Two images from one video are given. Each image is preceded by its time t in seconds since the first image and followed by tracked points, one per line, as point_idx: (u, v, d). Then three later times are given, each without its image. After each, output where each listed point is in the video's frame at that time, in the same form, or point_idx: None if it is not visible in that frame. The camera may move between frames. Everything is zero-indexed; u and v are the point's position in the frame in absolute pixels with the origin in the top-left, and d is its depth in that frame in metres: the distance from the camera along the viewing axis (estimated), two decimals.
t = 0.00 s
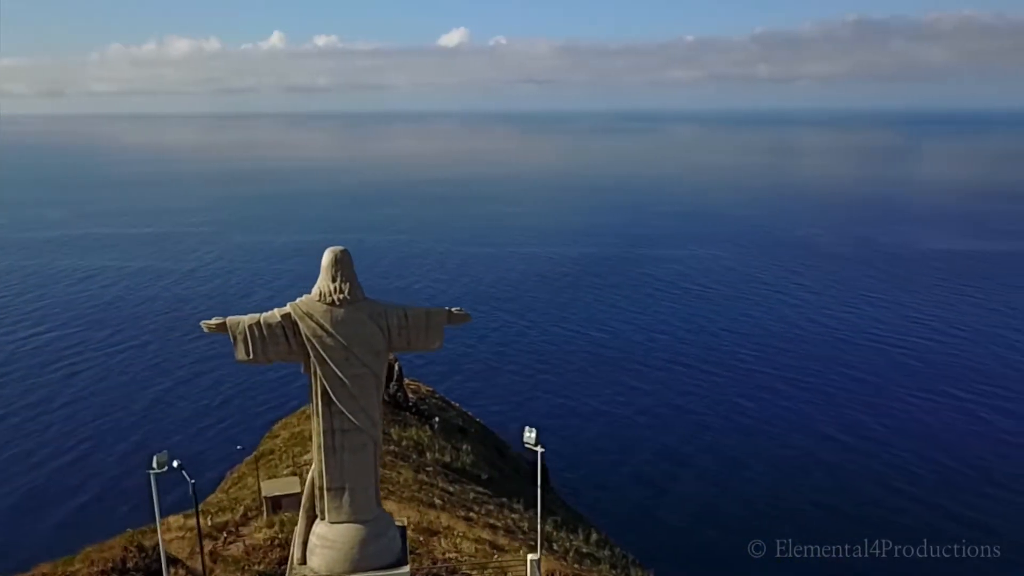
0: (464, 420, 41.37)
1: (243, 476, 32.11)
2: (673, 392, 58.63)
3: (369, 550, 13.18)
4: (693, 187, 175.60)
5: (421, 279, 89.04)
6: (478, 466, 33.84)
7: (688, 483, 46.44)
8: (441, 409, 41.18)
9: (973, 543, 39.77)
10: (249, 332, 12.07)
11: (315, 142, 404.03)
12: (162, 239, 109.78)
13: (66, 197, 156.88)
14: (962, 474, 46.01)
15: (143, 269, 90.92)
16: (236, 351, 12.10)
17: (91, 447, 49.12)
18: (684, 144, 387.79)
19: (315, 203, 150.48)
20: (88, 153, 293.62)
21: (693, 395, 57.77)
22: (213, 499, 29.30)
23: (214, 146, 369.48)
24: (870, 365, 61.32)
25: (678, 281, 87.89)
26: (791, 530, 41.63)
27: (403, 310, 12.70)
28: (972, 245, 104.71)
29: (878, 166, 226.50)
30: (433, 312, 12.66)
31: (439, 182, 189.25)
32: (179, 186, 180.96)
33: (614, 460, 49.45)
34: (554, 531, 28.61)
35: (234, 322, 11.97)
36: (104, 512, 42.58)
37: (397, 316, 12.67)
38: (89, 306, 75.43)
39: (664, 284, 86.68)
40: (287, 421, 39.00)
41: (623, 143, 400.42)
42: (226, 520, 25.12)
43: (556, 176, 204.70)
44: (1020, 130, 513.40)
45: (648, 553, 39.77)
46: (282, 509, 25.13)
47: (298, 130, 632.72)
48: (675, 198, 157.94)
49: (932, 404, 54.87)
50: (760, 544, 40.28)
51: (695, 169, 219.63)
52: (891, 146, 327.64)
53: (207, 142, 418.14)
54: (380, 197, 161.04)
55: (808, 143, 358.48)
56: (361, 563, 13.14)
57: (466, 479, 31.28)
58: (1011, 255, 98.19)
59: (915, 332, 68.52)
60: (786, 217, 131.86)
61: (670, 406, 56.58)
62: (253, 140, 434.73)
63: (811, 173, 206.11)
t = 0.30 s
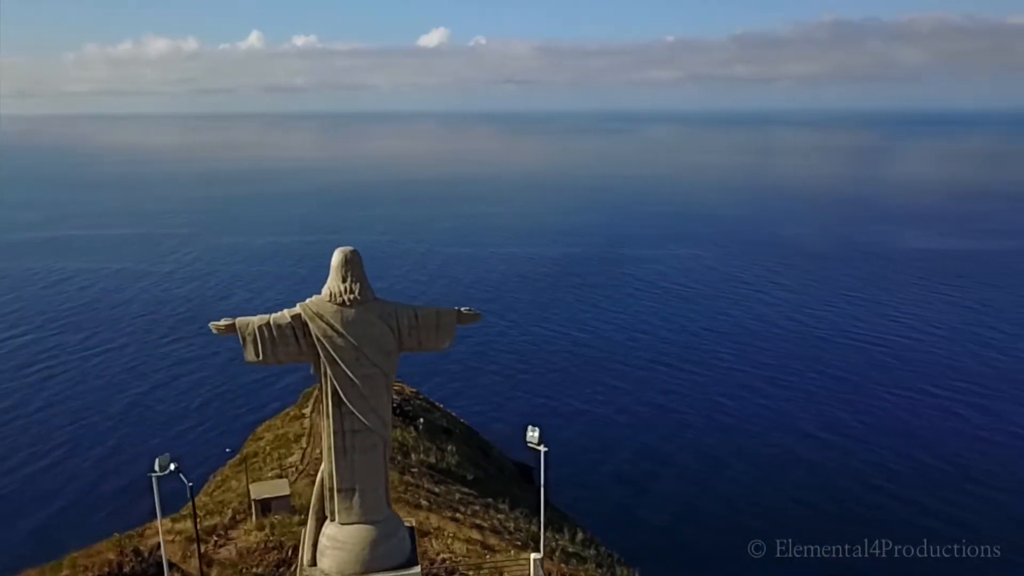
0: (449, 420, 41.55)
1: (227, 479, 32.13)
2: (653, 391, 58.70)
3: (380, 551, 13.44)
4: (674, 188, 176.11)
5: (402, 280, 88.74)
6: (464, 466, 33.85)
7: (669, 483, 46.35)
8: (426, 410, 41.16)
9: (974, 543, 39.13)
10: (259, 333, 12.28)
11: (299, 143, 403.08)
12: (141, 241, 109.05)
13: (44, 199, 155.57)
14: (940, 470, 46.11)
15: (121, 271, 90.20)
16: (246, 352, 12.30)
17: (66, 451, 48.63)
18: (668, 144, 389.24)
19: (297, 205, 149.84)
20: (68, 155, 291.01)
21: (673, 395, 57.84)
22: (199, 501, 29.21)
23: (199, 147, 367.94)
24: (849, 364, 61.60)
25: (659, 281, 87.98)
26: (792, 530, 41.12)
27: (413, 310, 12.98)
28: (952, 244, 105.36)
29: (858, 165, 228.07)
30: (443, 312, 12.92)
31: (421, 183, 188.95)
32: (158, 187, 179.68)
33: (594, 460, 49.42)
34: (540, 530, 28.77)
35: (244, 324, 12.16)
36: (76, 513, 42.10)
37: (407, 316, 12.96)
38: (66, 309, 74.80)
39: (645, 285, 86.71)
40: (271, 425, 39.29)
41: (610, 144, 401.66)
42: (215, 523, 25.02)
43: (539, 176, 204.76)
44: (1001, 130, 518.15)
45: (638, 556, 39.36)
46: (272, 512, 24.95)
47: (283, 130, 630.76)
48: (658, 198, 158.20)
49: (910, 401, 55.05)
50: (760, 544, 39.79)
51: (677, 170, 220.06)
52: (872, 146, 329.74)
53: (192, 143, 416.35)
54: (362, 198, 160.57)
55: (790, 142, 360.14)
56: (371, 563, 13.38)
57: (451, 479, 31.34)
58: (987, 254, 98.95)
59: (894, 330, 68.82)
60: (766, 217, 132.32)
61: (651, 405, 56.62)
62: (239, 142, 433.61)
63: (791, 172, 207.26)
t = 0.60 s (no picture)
0: (433, 420, 41.49)
1: (212, 483, 32.05)
2: (633, 391, 58.58)
3: (392, 552, 13.44)
4: (656, 188, 176.15)
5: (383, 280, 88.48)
6: (450, 467, 33.90)
7: (650, 485, 46.11)
8: (411, 412, 41.15)
9: (973, 542, 38.67)
10: (271, 334, 12.29)
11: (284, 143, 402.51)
12: (121, 243, 108.50)
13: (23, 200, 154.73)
14: (919, 467, 45.90)
15: (100, 274, 89.68)
16: (258, 354, 12.32)
17: (41, 457, 48.27)
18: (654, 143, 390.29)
19: (279, 206, 149.55)
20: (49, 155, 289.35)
21: (653, 395, 57.75)
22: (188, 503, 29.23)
23: (184, 147, 367.00)
24: (829, 362, 61.58)
25: (640, 281, 87.87)
26: (792, 530, 40.49)
27: (425, 310, 13.03)
28: (932, 242, 105.58)
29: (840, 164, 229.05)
30: (455, 311, 13.00)
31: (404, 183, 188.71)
32: (137, 188, 178.84)
33: (572, 460, 49.23)
34: (527, 530, 28.81)
35: (256, 325, 12.17)
36: (50, 519, 41.76)
37: (419, 316, 13.02)
38: (44, 313, 74.37)
39: (626, 285, 86.55)
40: (256, 427, 39.21)
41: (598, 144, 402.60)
42: (205, 527, 24.99)
43: (523, 176, 204.84)
44: (987, 130, 520.61)
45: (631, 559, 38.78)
46: (262, 515, 24.65)
47: (273, 131, 630.32)
48: (640, 198, 158.14)
49: (891, 399, 54.88)
50: (760, 544, 39.23)
51: (660, 169, 220.14)
52: (854, 146, 331.14)
53: (180, 143, 415.36)
54: (344, 198, 160.16)
55: (774, 142, 361.27)
56: (385, 564, 13.36)
57: (436, 479, 31.34)
58: (967, 253, 99.22)
59: (874, 329, 68.78)
60: (747, 216, 132.53)
61: (631, 405, 56.48)
62: (227, 142, 432.12)
63: (774, 172, 207.87)
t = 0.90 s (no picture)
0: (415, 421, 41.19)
1: (199, 483, 32.27)
2: (615, 391, 58.50)
3: (407, 553, 13.41)
4: (639, 187, 176.50)
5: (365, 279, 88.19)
6: (438, 467, 34.04)
7: (634, 486, 45.89)
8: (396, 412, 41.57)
9: (972, 543, 38.57)
10: (285, 336, 12.24)
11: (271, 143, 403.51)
12: (103, 245, 108.17)
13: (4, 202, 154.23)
14: (900, 464, 45.82)
15: (80, 277, 89.03)
16: (271, 355, 12.25)
17: (19, 460, 48.00)
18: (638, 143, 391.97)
19: (261, 206, 149.04)
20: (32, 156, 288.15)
21: (635, 395, 57.69)
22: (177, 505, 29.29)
23: (168, 147, 365.38)
24: (811, 360, 61.56)
25: (624, 281, 87.89)
26: (792, 530, 40.17)
27: (438, 311, 13.04)
28: (914, 242, 105.85)
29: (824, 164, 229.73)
30: (468, 311, 13.00)
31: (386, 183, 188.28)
32: (118, 189, 178.32)
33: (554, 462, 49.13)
34: (516, 531, 28.74)
35: (271, 327, 12.13)
36: (28, 524, 41.53)
37: (433, 316, 13.00)
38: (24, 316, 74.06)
39: (608, 285, 86.43)
40: (242, 429, 39.62)
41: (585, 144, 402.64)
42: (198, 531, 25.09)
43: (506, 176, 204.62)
44: (973, 130, 523.13)
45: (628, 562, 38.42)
46: (254, 517, 24.64)
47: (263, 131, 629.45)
48: (623, 198, 158.51)
49: (873, 397, 54.84)
50: (760, 544, 39.00)
51: (644, 170, 220.42)
52: (838, 145, 332.46)
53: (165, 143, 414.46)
54: (326, 199, 159.56)
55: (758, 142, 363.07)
56: (398, 565, 13.34)
57: (423, 480, 31.37)
58: (948, 251, 99.51)
59: (856, 329, 68.82)
60: (729, 216, 132.62)
61: (612, 405, 56.39)
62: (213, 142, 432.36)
63: (757, 172, 208.16)
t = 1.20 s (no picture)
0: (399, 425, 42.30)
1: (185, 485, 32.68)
2: (597, 389, 58.43)
3: (421, 554, 13.37)
4: (621, 187, 176.57)
5: (347, 280, 87.83)
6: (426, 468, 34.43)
7: (619, 484, 45.43)
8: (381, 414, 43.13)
9: (973, 543, 38.26)
10: (299, 337, 12.19)
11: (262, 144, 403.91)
12: (82, 247, 107.55)
13: None
14: (880, 462, 45.73)
15: (61, 280, 88.38)
16: (286, 357, 12.19)
17: None
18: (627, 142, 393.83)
19: (243, 208, 148.41)
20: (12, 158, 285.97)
21: (617, 393, 57.65)
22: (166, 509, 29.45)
23: (152, 148, 363.57)
24: (793, 359, 61.59)
25: (605, 281, 87.91)
26: (793, 528, 39.72)
27: (453, 311, 13.06)
28: (894, 242, 106.30)
29: (806, 164, 230.38)
30: (482, 312, 13.02)
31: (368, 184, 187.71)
32: (97, 191, 177.17)
33: (533, 463, 49.06)
34: (504, 531, 28.71)
35: (285, 328, 12.02)
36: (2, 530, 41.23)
37: (447, 317, 13.03)
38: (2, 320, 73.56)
39: (591, 285, 86.26)
40: (227, 430, 40.41)
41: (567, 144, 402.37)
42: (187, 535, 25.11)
43: (490, 177, 204.49)
44: (959, 130, 526.32)
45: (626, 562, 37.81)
46: (245, 521, 24.74)
47: (252, 131, 627.65)
48: (605, 198, 158.66)
49: (854, 396, 54.78)
50: (760, 544, 38.53)
51: (626, 170, 220.54)
52: (820, 145, 334.29)
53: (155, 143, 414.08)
54: (309, 200, 158.90)
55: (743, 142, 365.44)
56: (413, 566, 13.33)
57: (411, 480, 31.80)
58: (929, 250, 99.79)
59: (837, 328, 68.81)
60: (711, 215, 132.61)
61: (593, 404, 56.28)
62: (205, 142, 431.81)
63: (739, 172, 208.30)
